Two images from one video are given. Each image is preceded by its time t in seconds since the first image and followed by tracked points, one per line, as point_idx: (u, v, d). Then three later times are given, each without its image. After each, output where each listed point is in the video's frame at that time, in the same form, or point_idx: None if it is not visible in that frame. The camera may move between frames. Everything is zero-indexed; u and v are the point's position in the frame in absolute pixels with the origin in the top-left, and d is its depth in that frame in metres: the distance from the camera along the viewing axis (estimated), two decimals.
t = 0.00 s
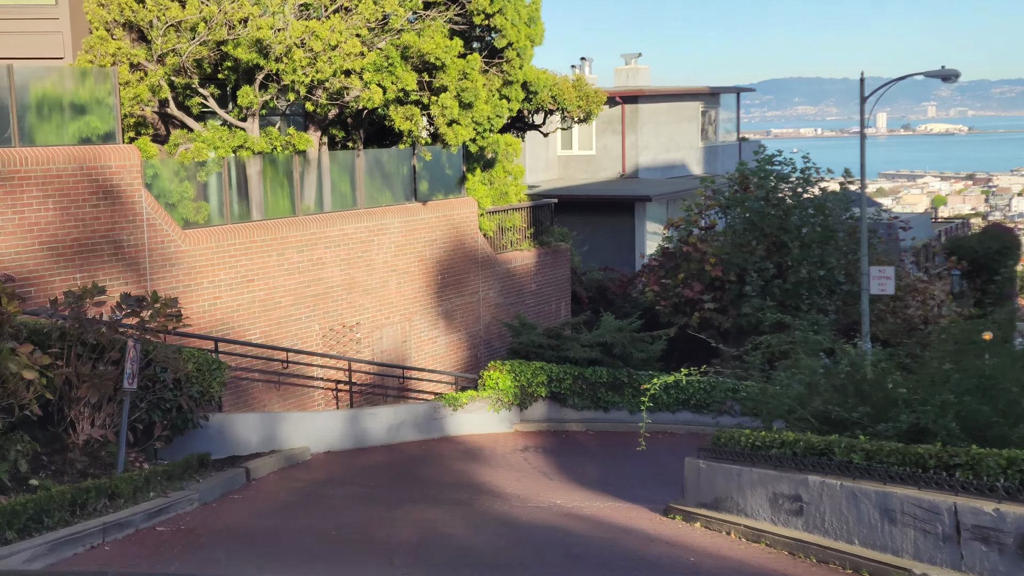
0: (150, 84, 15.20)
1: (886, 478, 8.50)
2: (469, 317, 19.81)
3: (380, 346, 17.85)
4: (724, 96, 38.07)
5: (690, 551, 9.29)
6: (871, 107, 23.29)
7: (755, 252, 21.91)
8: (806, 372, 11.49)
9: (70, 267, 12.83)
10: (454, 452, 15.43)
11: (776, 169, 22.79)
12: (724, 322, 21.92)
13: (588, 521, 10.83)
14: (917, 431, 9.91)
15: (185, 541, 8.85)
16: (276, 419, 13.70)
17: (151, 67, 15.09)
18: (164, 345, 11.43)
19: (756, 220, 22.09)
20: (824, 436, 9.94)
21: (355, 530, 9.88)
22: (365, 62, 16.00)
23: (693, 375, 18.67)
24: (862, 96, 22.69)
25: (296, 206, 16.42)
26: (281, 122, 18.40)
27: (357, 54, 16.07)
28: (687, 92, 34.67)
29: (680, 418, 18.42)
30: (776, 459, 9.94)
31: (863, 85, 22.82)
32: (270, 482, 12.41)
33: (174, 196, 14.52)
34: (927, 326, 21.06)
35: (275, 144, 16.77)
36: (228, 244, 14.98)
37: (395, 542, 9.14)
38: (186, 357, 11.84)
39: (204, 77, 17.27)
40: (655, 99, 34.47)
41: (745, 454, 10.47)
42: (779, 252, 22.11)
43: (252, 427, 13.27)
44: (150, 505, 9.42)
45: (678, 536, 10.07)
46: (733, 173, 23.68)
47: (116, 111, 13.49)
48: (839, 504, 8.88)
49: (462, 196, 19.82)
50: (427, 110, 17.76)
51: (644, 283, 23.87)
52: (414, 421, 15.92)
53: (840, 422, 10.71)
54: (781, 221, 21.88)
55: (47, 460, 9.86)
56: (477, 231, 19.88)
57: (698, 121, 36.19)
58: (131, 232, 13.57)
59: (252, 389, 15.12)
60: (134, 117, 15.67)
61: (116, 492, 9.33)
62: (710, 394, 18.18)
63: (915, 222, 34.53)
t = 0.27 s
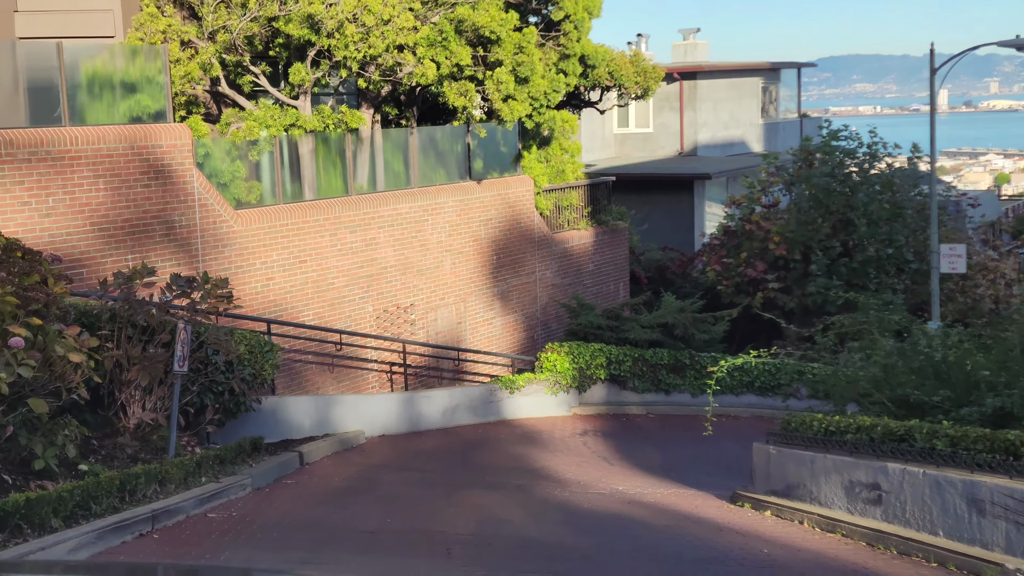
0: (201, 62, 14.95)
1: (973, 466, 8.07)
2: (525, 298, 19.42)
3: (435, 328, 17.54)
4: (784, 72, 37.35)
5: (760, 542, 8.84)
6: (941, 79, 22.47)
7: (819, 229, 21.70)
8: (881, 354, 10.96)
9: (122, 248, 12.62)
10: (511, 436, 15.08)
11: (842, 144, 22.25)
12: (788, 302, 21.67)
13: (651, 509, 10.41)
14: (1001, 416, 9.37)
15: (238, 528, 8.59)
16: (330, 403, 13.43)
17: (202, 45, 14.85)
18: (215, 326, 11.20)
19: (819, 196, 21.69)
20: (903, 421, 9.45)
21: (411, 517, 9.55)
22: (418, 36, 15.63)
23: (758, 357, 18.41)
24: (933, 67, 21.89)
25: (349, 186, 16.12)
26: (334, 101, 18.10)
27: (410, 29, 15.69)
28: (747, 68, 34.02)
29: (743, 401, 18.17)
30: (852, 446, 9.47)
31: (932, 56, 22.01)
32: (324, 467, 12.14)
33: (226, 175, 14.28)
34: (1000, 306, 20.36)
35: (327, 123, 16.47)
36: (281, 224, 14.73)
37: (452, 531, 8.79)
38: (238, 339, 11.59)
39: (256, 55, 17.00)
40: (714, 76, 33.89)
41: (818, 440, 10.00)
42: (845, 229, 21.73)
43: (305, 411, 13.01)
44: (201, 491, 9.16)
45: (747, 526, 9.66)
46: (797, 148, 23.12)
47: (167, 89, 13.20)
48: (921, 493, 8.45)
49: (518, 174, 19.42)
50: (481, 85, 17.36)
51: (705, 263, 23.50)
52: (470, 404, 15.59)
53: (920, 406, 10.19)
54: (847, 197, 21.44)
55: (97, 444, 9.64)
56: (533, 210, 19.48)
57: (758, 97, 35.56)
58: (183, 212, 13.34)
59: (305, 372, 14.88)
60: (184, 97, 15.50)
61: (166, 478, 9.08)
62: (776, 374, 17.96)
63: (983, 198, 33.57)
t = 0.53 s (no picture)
0: (222, 24, 14.54)
1: None
2: (556, 266, 18.98)
3: (464, 297, 17.15)
4: (820, 34, 36.59)
5: (808, 517, 8.40)
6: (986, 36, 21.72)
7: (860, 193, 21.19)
8: (932, 320, 10.45)
9: (142, 216, 12.31)
10: (544, 407, 14.69)
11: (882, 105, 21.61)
12: (826, 268, 21.20)
13: (691, 484, 10.00)
14: None
15: (261, 503, 8.25)
16: (357, 374, 13.08)
17: (222, 6, 14.44)
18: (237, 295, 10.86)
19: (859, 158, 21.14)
20: (956, 390, 8.98)
21: (441, 492, 9.18)
22: None
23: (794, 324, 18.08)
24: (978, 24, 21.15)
25: (375, 151, 15.70)
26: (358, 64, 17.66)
27: None
28: (783, 29, 33.32)
29: (781, 370, 17.89)
30: (902, 417, 9.00)
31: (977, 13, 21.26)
32: (351, 439, 11.80)
33: (249, 140, 13.90)
34: None
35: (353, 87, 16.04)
36: (306, 191, 14.35)
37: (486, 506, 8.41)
38: (261, 309, 11.24)
39: (279, 17, 16.57)
40: (748, 38, 33.21)
41: (866, 411, 9.52)
42: (886, 192, 21.17)
43: (331, 382, 12.69)
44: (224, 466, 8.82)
45: (793, 500, 9.24)
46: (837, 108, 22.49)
47: (187, 51, 12.79)
48: (981, 466, 8.05)
49: (548, 138, 18.94)
50: (511, 46, 16.85)
51: (741, 229, 23.00)
52: (501, 375, 15.20)
53: (975, 375, 9.71)
54: (889, 160, 20.84)
55: (117, 417, 9.31)
56: (564, 175, 19.00)
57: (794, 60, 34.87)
58: (204, 178, 12.99)
59: (332, 342, 14.55)
60: (204, 60, 15.11)
61: (188, 451, 8.75)
62: (816, 342, 17.64)
63: None
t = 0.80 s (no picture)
0: None
1: None
2: (574, 247, 18.51)
3: (480, 280, 16.71)
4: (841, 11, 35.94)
5: (847, 512, 7.94)
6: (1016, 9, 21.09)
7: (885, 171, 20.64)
8: (971, 300, 9.98)
9: (147, 197, 11.91)
10: (563, 393, 14.25)
11: (909, 81, 21.05)
12: (851, 248, 20.69)
13: (720, 474, 9.54)
14: None
15: (269, 497, 7.83)
16: (370, 360, 12.66)
17: None
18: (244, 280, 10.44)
19: (885, 135, 20.66)
20: (1003, 375, 8.49)
21: (458, 484, 8.75)
22: None
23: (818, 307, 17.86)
24: None
25: (388, 130, 15.25)
26: (370, 40, 17.19)
27: None
28: (803, 6, 32.73)
29: (805, 353, 17.59)
30: (945, 405, 8.51)
31: None
32: (365, 427, 11.40)
33: (257, 119, 13.47)
34: None
35: (364, 64, 15.57)
36: (316, 171, 13.91)
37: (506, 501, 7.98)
38: (270, 294, 10.82)
39: None
40: (768, 15, 32.62)
41: (904, 397, 9.04)
42: (914, 169, 20.66)
43: (343, 369, 12.28)
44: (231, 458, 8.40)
45: (829, 491, 8.80)
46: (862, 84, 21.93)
47: (193, 26, 12.33)
48: None
49: (566, 116, 18.45)
50: (527, 20, 16.35)
51: (763, 208, 22.50)
52: (518, 359, 14.76)
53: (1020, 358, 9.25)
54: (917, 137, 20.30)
55: (119, 407, 8.91)
56: (582, 154, 18.51)
57: (815, 37, 34.28)
58: (210, 158, 12.58)
59: (344, 327, 14.14)
60: (211, 36, 14.66)
61: (193, 444, 8.34)
62: (842, 325, 17.40)
63: None
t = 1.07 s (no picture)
0: None
1: None
2: (582, 243, 18.16)
3: (487, 277, 16.36)
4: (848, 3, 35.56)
5: (873, 518, 7.59)
6: None
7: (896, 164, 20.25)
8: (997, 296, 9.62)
9: (144, 192, 11.60)
10: (572, 392, 13.91)
11: (922, 73, 20.65)
12: (863, 244, 20.33)
13: (736, 478, 9.20)
14: None
15: (270, 505, 7.50)
16: (374, 359, 12.34)
17: None
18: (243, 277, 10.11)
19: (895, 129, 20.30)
20: None
21: (465, 490, 8.41)
22: None
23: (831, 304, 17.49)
24: None
25: (392, 123, 14.91)
26: (373, 32, 16.84)
27: None
28: None
29: (819, 351, 17.25)
30: (974, 406, 8.15)
31: None
32: (369, 429, 11.07)
33: (257, 112, 13.13)
34: None
35: (367, 56, 15.22)
36: (318, 165, 13.58)
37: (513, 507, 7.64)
38: (270, 291, 10.48)
39: None
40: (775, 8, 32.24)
41: (928, 397, 8.68)
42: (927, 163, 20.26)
43: (347, 368, 11.95)
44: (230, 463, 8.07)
45: (853, 496, 8.45)
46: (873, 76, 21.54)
47: (190, 16, 11.99)
48: None
49: (573, 109, 18.10)
50: (534, 10, 15.99)
51: (773, 203, 22.14)
52: (526, 358, 14.42)
53: None
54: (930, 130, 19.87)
55: (114, 409, 8.58)
56: (590, 148, 18.15)
57: (822, 30, 33.93)
58: (209, 152, 12.26)
59: (348, 325, 13.81)
60: (210, 27, 14.32)
61: (189, 448, 8.01)
62: (855, 321, 17.06)
63: None
